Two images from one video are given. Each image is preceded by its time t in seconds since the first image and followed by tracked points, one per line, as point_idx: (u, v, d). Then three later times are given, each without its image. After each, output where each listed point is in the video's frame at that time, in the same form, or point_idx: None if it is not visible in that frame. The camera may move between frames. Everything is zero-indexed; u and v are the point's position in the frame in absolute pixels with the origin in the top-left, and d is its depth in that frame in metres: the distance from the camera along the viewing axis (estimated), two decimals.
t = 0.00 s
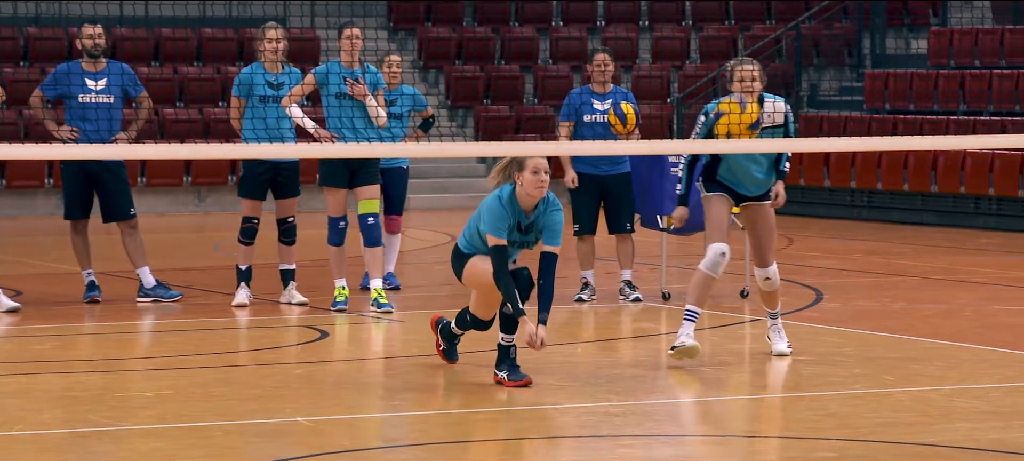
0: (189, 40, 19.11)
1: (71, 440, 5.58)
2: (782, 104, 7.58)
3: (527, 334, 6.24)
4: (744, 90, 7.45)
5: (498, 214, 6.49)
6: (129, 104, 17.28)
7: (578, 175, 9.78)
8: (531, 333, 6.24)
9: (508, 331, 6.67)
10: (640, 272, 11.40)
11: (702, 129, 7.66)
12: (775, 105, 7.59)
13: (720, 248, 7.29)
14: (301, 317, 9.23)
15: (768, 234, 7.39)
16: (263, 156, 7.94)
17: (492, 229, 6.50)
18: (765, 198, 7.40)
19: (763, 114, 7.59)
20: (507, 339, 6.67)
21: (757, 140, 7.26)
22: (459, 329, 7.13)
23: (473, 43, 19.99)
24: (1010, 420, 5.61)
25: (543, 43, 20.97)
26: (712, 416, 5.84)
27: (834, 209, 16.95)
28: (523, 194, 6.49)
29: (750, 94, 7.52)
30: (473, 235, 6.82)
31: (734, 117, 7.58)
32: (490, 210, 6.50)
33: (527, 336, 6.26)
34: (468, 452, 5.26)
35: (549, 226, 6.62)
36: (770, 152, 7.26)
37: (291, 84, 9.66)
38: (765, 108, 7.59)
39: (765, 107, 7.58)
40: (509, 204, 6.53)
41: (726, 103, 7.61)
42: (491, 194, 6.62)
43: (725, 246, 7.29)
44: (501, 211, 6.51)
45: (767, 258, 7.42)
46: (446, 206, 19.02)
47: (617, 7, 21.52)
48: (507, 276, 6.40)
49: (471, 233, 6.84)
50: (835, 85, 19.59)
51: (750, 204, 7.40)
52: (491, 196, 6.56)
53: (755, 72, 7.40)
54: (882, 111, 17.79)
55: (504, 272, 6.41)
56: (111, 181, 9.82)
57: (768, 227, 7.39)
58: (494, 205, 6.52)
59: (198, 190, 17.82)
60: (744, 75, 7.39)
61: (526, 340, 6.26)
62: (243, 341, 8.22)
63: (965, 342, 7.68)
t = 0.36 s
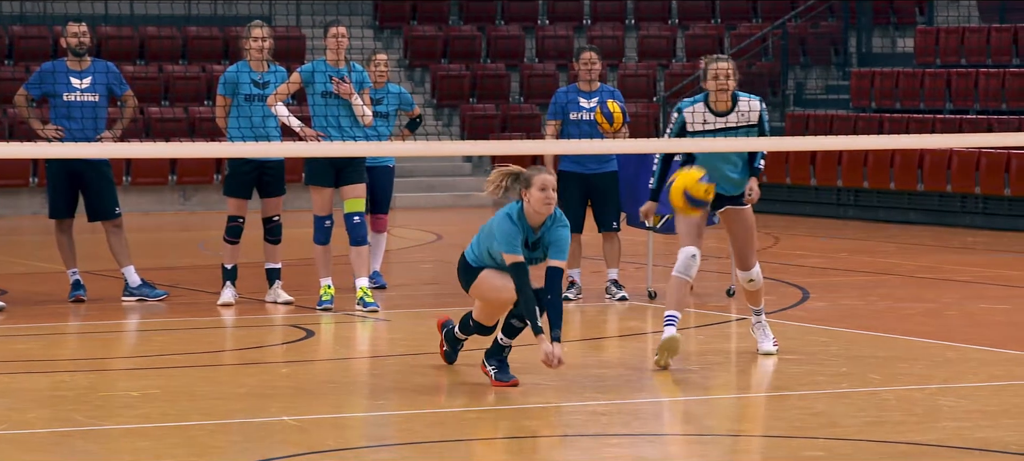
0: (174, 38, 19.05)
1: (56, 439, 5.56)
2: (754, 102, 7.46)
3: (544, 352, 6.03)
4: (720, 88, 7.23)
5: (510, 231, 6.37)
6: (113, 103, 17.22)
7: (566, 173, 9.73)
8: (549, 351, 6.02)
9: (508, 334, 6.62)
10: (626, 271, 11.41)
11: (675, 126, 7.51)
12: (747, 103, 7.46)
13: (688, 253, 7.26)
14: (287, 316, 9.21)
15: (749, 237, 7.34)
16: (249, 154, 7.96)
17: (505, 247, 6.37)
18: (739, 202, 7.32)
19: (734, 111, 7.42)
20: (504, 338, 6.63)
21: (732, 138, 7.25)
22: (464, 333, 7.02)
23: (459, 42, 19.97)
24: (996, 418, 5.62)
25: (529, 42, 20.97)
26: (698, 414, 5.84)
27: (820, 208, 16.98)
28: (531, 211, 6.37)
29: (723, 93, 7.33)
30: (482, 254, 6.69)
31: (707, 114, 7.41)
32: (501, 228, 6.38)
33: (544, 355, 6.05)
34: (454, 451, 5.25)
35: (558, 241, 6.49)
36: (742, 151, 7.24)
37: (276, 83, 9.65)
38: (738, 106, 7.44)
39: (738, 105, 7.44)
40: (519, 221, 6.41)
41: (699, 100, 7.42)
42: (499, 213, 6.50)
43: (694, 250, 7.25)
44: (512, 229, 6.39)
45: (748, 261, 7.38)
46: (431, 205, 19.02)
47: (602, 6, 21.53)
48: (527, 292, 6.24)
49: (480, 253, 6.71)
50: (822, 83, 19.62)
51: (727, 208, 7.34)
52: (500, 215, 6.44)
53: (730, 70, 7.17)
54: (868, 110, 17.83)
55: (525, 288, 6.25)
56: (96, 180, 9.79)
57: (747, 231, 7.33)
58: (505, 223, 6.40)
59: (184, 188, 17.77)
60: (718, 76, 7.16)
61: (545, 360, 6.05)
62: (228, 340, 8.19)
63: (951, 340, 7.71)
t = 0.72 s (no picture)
0: (157, 36, 18.98)
1: (38, 438, 5.53)
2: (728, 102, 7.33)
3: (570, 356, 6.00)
4: (692, 85, 7.10)
5: (522, 252, 6.23)
6: (96, 101, 17.15)
7: (553, 171, 9.65)
8: (574, 355, 5.99)
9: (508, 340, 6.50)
10: (611, 269, 11.41)
11: (648, 122, 7.46)
12: (722, 102, 7.33)
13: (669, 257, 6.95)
14: (270, 315, 9.19)
15: (725, 242, 7.31)
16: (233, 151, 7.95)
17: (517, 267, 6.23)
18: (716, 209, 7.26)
19: (707, 110, 7.29)
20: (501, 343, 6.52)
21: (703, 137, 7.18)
22: (465, 340, 6.91)
23: (443, 40, 19.94)
24: (980, 416, 5.63)
25: (513, 39, 20.95)
26: (683, 413, 5.84)
27: (804, 206, 17.02)
28: (540, 235, 6.24)
29: (697, 91, 7.21)
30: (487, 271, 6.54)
31: (680, 113, 7.29)
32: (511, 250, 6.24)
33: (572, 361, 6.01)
34: (439, 450, 5.24)
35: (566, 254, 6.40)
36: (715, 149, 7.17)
37: (259, 82, 9.67)
38: (712, 105, 7.31)
39: (711, 104, 7.32)
40: (528, 242, 6.28)
41: (672, 98, 7.32)
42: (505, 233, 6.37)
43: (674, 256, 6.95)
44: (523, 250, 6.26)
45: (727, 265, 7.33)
46: (415, 203, 19.01)
47: (586, 4, 21.54)
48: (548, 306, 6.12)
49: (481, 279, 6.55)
50: (806, 81, 19.66)
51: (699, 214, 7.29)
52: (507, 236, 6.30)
53: (703, 67, 7.06)
54: (852, 108, 17.88)
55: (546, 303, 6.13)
56: (79, 179, 9.75)
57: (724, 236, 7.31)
58: (515, 244, 6.26)
59: (167, 186, 17.72)
60: (690, 74, 7.05)
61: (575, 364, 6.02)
62: (212, 339, 8.16)
63: (935, 338, 7.72)
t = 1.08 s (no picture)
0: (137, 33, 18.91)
1: (16, 436, 5.50)
2: (700, 99, 7.28)
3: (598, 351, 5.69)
4: (664, 80, 7.04)
5: (533, 271, 6.06)
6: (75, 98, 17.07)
7: (534, 169, 9.63)
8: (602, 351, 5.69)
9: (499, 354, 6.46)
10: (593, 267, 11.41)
11: (619, 120, 7.36)
12: (694, 99, 7.29)
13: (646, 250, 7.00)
14: (251, 312, 9.16)
15: (698, 251, 7.30)
16: (214, 148, 7.91)
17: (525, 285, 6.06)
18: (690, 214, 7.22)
19: (679, 105, 7.25)
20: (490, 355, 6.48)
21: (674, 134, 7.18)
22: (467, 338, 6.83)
23: (423, 37, 19.92)
24: (961, 414, 5.65)
25: (494, 37, 20.94)
26: (665, 410, 5.84)
27: (785, 203, 17.06)
28: (551, 258, 6.11)
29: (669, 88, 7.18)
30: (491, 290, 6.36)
31: (652, 109, 7.23)
32: (520, 268, 6.07)
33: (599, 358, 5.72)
34: (420, 448, 5.23)
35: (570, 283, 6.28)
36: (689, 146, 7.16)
37: (240, 78, 9.61)
38: (683, 102, 7.27)
39: (683, 101, 7.27)
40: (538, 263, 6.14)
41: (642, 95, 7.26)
42: (513, 253, 6.21)
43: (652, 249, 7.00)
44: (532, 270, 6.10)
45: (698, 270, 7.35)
46: (396, 200, 18.98)
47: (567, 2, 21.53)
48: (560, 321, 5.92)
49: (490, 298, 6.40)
50: (787, 79, 19.71)
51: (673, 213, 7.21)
52: (516, 254, 6.14)
53: (676, 61, 6.99)
54: (834, 105, 17.95)
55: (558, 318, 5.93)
56: (58, 175, 9.69)
57: (695, 242, 7.26)
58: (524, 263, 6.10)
59: (147, 183, 17.64)
60: (663, 69, 6.98)
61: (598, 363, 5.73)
62: (191, 336, 8.13)
63: (917, 336, 7.74)
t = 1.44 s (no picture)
0: (116, 29, 18.80)
1: None
2: (674, 95, 7.30)
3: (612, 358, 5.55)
4: (640, 74, 7.04)
5: (540, 299, 5.78)
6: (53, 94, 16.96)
7: (514, 167, 9.61)
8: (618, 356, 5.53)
9: (483, 360, 6.35)
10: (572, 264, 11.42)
11: (594, 113, 7.39)
12: (668, 95, 7.30)
13: (622, 248, 7.05)
14: (230, 309, 9.13)
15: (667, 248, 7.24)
16: (193, 145, 7.80)
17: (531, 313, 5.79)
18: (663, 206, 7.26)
19: (654, 99, 7.25)
20: (474, 360, 6.38)
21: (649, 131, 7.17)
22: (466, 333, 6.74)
23: (403, 33, 19.88)
24: (941, 411, 5.66)
25: (474, 33, 20.92)
26: (646, 407, 5.84)
27: (765, 200, 17.11)
28: (562, 286, 5.81)
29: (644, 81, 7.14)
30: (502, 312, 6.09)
31: (626, 102, 7.21)
32: (527, 295, 5.79)
33: (610, 366, 5.56)
34: (401, 445, 5.21)
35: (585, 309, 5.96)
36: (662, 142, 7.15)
37: (219, 75, 9.53)
38: (658, 96, 7.27)
39: (658, 96, 7.28)
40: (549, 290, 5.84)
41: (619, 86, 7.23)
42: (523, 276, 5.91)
43: (628, 246, 7.06)
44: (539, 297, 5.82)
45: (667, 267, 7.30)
46: (376, 197, 18.95)
47: None
48: (568, 353, 5.67)
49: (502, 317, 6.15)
50: (768, 76, 19.76)
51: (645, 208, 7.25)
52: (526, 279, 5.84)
53: (652, 55, 7.01)
54: (814, 102, 18.01)
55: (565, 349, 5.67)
56: (37, 172, 9.64)
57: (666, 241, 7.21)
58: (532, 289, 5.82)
59: (125, 180, 17.55)
60: (639, 60, 7.00)
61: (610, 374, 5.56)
62: (170, 333, 8.09)
63: (896, 333, 7.76)
